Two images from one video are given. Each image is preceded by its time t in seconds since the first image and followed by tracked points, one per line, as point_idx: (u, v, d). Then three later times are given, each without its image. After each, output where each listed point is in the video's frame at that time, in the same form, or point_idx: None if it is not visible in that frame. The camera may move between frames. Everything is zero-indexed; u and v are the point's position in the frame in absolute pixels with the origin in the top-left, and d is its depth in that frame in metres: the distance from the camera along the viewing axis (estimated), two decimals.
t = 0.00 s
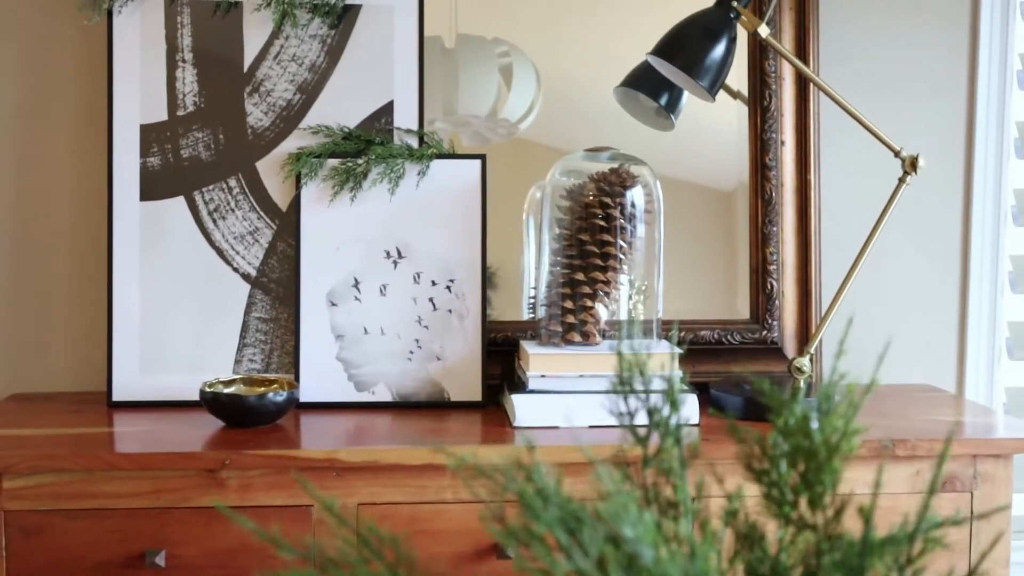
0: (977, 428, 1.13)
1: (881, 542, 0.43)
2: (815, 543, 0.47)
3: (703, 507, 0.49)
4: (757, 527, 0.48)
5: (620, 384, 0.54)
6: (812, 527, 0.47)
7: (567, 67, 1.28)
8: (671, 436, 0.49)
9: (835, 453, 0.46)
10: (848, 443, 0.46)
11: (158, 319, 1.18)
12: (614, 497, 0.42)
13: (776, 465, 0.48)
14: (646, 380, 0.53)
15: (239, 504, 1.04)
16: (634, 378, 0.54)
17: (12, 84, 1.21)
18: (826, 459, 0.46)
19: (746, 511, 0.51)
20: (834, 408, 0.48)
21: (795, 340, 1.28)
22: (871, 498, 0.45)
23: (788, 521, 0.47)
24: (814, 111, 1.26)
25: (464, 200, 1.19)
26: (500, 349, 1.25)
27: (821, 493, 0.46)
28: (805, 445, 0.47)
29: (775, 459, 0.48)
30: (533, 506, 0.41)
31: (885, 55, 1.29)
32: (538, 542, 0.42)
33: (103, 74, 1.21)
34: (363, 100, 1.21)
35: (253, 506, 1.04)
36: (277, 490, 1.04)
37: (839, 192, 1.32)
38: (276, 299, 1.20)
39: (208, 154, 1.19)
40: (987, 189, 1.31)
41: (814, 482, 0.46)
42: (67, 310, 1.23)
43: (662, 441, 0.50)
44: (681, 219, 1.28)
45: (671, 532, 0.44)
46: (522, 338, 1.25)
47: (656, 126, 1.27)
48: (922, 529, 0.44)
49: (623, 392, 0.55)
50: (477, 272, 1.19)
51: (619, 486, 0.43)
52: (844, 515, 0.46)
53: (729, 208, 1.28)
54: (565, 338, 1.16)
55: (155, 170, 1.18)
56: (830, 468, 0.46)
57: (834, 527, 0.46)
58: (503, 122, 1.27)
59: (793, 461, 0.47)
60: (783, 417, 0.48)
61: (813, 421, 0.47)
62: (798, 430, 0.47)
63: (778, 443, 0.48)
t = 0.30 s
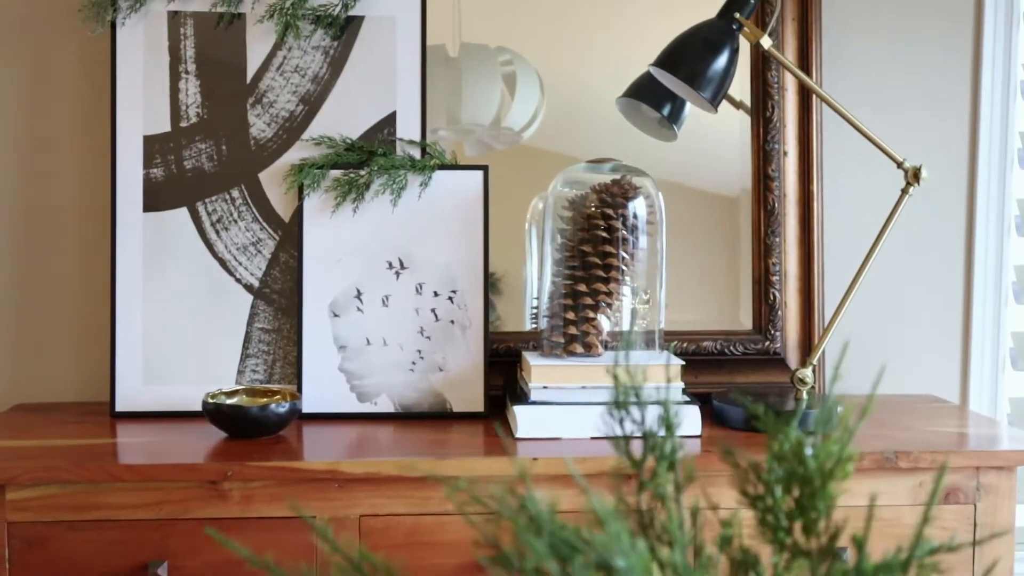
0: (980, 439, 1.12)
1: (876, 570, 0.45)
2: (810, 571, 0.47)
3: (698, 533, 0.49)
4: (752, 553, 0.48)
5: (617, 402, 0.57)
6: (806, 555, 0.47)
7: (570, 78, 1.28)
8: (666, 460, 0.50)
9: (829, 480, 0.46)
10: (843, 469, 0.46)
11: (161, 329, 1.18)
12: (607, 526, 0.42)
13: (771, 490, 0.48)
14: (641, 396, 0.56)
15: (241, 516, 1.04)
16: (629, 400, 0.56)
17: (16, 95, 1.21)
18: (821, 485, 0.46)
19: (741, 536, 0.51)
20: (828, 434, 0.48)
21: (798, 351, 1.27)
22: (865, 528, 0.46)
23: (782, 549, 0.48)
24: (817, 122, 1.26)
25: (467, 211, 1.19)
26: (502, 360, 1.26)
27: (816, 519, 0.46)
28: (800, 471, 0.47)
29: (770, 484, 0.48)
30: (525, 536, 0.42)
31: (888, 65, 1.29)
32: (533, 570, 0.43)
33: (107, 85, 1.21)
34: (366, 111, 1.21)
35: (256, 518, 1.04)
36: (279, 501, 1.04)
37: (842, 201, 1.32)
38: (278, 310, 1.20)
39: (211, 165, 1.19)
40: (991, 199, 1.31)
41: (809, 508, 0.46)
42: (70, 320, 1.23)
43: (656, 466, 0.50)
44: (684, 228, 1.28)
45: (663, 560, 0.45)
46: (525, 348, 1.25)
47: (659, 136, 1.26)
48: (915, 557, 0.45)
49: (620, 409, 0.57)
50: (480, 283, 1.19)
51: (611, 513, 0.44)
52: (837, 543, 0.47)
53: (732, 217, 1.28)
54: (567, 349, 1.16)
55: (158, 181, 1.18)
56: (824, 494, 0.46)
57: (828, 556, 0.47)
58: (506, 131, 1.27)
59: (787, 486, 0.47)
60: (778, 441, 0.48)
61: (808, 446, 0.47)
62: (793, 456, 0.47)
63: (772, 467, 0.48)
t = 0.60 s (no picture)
0: (985, 450, 1.12)
1: None
2: None
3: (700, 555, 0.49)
4: None
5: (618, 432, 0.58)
6: None
7: (574, 87, 1.28)
8: (667, 482, 0.50)
9: (831, 504, 0.46)
10: (843, 493, 0.47)
11: (165, 339, 1.18)
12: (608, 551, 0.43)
13: (772, 513, 0.48)
14: (642, 425, 0.58)
15: (245, 526, 1.04)
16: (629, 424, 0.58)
17: (21, 105, 1.21)
18: (822, 509, 0.46)
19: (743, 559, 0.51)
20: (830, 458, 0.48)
21: (803, 360, 1.27)
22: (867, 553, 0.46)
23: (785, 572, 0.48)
24: (821, 131, 1.26)
25: (471, 220, 1.19)
26: (507, 369, 1.25)
27: (818, 543, 0.47)
28: (803, 495, 0.47)
29: (772, 507, 0.48)
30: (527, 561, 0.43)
31: (892, 75, 1.29)
32: None
33: (112, 94, 1.22)
34: (370, 120, 1.21)
35: (260, 528, 1.04)
36: (283, 511, 1.04)
37: (846, 210, 1.32)
38: (283, 319, 1.20)
39: (215, 174, 1.19)
40: (996, 208, 1.30)
41: (811, 531, 0.47)
42: (75, 329, 1.23)
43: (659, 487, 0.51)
44: (688, 237, 1.28)
45: None
46: (529, 358, 1.25)
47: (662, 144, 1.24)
48: None
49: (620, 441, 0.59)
50: (484, 292, 1.19)
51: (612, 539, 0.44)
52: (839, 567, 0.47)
53: (736, 225, 1.28)
54: (571, 359, 1.16)
55: (163, 191, 1.18)
56: (826, 518, 0.46)
57: None
58: (510, 139, 1.27)
59: (789, 509, 0.48)
60: (780, 464, 0.48)
61: (810, 470, 0.48)
62: (795, 480, 0.47)
63: (774, 490, 0.48)
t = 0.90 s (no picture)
0: (993, 461, 1.11)
1: None
2: None
3: None
4: None
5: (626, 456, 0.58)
6: None
7: (580, 96, 1.28)
8: (675, 505, 0.51)
9: (838, 529, 0.47)
10: (850, 519, 0.48)
11: (172, 348, 1.19)
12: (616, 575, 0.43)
13: (780, 538, 0.48)
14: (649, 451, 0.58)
15: (250, 536, 1.04)
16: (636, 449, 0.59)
17: (28, 115, 1.22)
18: (829, 535, 0.47)
19: None
20: (836, 483, 0.49)
21: (809, 370, 1.27)
22: None
23: None
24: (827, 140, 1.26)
25: (477, 230, 1.19)
26: (512, 379, 1.25)
27: (825, 569, 0.47)
28: (809, 520, 0.47)
29: (779, 531, 0.48)
30: None
31: (898, 84, 1.29)
32: None
33: (119, 104, 1.22)
34: (376, 130, 1.21)
35: (266, 538, 1.04)
36: (289, 522, 1.04)
37: (853, 219, 1.31)
38: (289, 329, 1.20)
39: (222, 184, 1.19)
40: (1003, 217, 1.30)
41: (818, 557, 0.47)
42: (82, 339, 1.23)
43: (665, 510, 0.51)
44: (694, 246, 1.28)
45: None
46: (535, 367, 1.25)
47: (670, 154, 1.27)
48: None
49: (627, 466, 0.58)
50: (489, 302, 1.19)
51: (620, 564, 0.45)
52: None
53: (742, 235, 1.28)
54: (577, 369, 1.16)
55: (169, 200, 1.18)
56: (833, 544, 0.47)
57: None
58: (517, 146, 1.27)
59: (796, 534, 0.48)
60: (787, 488, 0.49)
61: (816, 496, 0.48)
62: (802, 505, 0.48)
63: (781, 515, 0.48)
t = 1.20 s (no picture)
0: (997, 472, 1.11)
1: None
2: None
3: None
4: None
5: (629, 476, 0.59)
6: None
7: (583, 106, 1.28)
8: (678, 528, 0.53)
9: (840, 554, 0.48)
10: (851, 544, 0.49)
11: (176, 360, 1.19)
12: None
13: (783, 562, 0.50)
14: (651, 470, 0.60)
15: (254, 549, 1.04)
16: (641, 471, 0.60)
17: (32, 126, 1.22)
18: (832, 560, 0.48)
19: None
20: (838, 508, 0.50)
21: (812, 381, 1.27)
22: None
23: None
24: (830, 151, 1.27)
25: (481, 241, 1.19)
26: (516, 391, 1.26)
27: None
28: (812, 544, 0.49)
29: (782, 555, 0.50)
30: None
31: (900, 95, 1.29)
32: None
33: (123, 116, 1.22)
34: (379, 142, 1.21)
35: (269, 550, 1.04)
36: (294, 534, 1.04)
37: (856, 229, 1.31)
38: (293, 341, 1.20)
39: (226, 197, 1.19)
40: (1006, 227, 1.30)
41: None
42: (86, 350, 1.24)
43: (668, 533, 0.53)
44: (697, 257, 1.28)
45: None
46: (538, 379, 1.25)
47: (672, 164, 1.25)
48: None
49: (630, 487, 0.60)
50: (493, 313, 1.19)
51: None
52: None
53: (746, 246, 1.28)
54: (581, 380, 1.16)
55: (174, 213, 1.19)
56: (836, 568, 0.48)
57: None
58: (519, 155, 1.28)
59: (799, 557, 0.49)
60: (791, 513, 0.50)
61: (819, 521, 0.50)
62: (806, 530, 0.49)
63: (784, 539, 0.50)
